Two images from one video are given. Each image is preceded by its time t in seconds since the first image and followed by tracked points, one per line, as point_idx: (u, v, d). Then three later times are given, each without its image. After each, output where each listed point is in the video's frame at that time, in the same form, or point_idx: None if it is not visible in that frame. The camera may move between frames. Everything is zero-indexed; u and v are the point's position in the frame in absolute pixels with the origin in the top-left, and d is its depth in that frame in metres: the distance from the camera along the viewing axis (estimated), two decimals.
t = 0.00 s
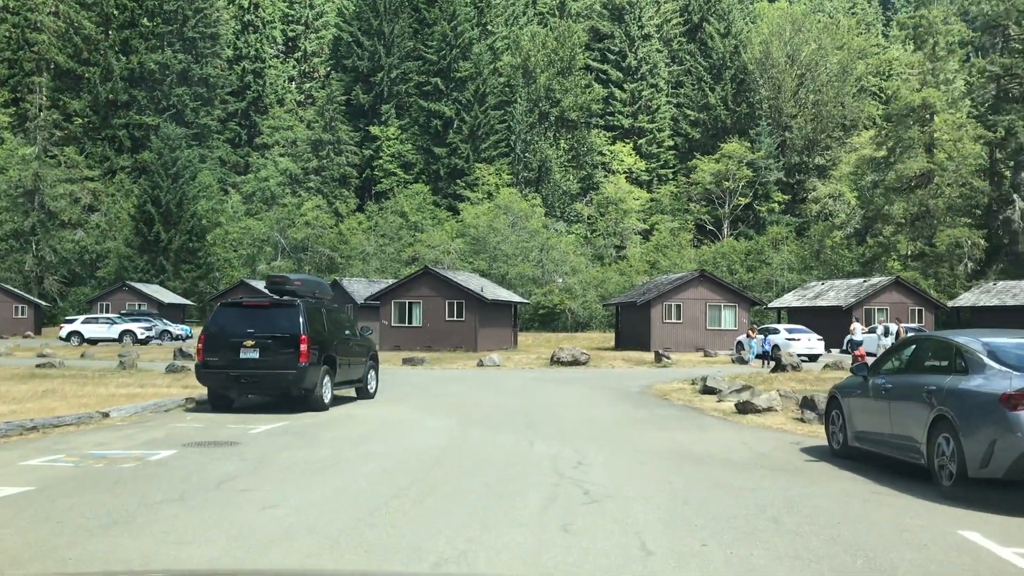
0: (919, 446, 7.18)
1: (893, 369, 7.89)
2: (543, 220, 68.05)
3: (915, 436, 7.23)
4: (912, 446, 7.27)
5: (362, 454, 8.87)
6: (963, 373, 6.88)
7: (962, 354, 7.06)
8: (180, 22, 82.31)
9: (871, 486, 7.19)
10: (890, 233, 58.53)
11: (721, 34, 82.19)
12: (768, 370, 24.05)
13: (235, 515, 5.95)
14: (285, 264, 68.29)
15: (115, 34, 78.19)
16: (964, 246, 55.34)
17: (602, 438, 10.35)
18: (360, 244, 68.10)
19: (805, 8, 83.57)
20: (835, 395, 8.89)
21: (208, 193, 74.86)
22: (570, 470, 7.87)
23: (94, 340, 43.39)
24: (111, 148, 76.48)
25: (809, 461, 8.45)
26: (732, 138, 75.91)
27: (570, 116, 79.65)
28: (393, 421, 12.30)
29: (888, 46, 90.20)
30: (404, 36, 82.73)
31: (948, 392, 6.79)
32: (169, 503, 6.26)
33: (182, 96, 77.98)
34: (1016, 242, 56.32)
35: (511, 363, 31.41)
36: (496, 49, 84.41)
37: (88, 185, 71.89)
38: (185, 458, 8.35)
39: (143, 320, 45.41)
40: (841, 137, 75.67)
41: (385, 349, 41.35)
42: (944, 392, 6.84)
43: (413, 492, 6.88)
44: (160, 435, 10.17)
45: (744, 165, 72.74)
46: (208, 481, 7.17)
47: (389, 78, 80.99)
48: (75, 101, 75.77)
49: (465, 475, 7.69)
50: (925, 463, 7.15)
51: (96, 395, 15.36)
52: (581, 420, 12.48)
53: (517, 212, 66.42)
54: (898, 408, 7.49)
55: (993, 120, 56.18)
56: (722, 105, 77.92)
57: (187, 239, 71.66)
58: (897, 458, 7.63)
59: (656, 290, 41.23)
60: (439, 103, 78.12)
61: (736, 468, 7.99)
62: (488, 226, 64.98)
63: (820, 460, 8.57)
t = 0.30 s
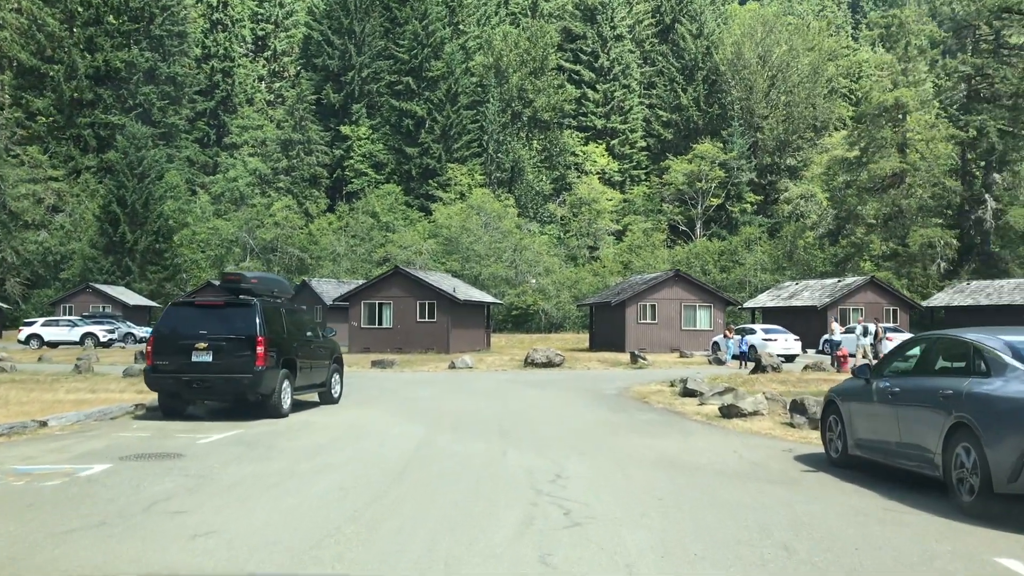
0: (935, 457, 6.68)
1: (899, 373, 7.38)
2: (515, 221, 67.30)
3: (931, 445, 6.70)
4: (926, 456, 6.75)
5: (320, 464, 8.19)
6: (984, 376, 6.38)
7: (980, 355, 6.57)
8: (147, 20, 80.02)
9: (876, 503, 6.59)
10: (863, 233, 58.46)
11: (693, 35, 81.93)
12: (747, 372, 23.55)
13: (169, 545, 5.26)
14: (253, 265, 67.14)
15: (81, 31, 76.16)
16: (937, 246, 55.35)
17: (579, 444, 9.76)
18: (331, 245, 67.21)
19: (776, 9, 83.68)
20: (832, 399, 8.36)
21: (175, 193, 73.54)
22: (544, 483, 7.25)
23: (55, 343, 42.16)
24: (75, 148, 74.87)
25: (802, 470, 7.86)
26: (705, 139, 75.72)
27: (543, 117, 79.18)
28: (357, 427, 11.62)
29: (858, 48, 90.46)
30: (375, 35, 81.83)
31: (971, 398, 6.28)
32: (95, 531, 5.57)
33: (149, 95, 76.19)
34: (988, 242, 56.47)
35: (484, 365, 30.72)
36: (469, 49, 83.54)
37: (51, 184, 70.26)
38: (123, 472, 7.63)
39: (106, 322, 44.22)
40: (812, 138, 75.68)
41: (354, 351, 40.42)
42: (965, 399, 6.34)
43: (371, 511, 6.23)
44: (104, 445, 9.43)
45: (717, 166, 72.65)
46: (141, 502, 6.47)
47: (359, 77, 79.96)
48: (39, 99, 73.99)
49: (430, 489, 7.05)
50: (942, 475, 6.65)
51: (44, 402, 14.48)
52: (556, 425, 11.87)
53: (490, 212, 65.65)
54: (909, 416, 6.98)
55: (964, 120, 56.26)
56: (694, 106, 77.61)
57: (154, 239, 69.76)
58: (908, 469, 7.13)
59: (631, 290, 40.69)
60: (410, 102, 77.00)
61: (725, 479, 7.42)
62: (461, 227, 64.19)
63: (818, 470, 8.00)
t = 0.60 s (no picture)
0: (970, 471, 5.95)
1: (924, 377, 6.64)
2: (495, 222, 66.35)
3: (967, 457, 5.95)
4: (961, 471, 6.00)
5: (279, 479, 7.26)
6: None
7: (1018, 356, 5.85)
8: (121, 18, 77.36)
9: (910, 528, 5.78)
10: (845, 234, 58.04)
11: (673, 35, 81.35)
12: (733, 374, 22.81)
13: None
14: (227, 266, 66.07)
15: (51, 28, 73.74)
16: (920, 246, 54.99)
17: (562, 456, 8.95)
18: (307, 246, 66.19)
19: (755, 10, 83.48)
20: (842, 405, 7.58)
21: (148, 193, 72.13)
22: (534, 503, 6.35)
23: (20, 347, 40.90)
24: (46, 147, 73.24)
25: (817, 485, 7.05)
26: (685, 141, 75.22)
27: (523, 117, 78.33)
28: (323, 436, 10.76)
29: (837, 49, 90.40)
30: (353, 34, 80.79)
31: (1013, 405, 5.58)
32: None
33: (122, 94, 74.32)
34: (969, 243, 56.26)
35: (463, 367, 29.82)
36: (448, 48, 82.42)
37: (20, 184, 68.61)
38: (49, 491, 6.69)
39: (73, 324, 42.92)
40: (791, 139, 75.33)
41: (329, 353, 39.33)
42: (1006, 407, 5.62)
43: (333, 541, 5.32)
44: (39, 458, 8.49)
45: (698, 167, 72.19)
46: (60, 530, 5.53)
47: (337, 77, 78.82)
48: (8, 97, 72.08)
49: (402, 510, 6.15)
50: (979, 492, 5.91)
51: None
52: (538, 433, 11.08)
53: (469, 213, 64.70)
54: (939, 424, 6.25)
55: (946, 120, 56.00)
56: (675, 106, 76.94)
57: (126, 241, 68.29)
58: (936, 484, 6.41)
59: (612, 290, 39.95)
60: (389, 102, 75.74)
61: (731, 497, 6.61)
62: (439, 228, 63.20)
63: (834, 484, 7.17)
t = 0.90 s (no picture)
0: (1019, 489, 5.48)
1: (955, 383, 6.27)
2: (477, 223, 65.69)
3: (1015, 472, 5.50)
4: (1006, 486, 5.55)
5: (233, 499, 6.57)
6: None
7: None
8: (98, 16, 75.32)
9: (943, 555, 5.16)
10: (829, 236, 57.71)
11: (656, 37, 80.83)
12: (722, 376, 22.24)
13: None
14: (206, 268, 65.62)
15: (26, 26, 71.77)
16: (905, 248, 54.74)
17: (548, 470, 8.30)
18: (286, 247, 65.27)
19: (738, 13, 83.30)
20: (859, 413, 7.23)
21: (125, 194, 70.95)
22: (516, 528, 5.68)
23: None
24: (20, 147, 71.93)
25: (831, 503, 6.43)
26: (668, 142, 74.81)
27: (505, 118, 77.78)
28: (294, 446, 10.08)
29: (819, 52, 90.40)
30: (334, 34, 80.00)
31: None
32: None
33: (99, 93, 72.72)
34: (953, 246, 56.16)
35: (444, 371, 29.09)
36: (430, 48, 81.52)
37: None
38: None
39: (45, 327, 41.91)
40: (773, 141, 75.11)
41: (307, 356, 38.45)
42: None
43: None
44: None
45: (681, 169, 71.82)
46: None
47: (318, 77, 77.93)
48: None
49: (366, 539, 5.46)
50: None
51: None
52: (520, 443, 10.44)
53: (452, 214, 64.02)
54: (980, 436, 5.82)
55: (930, 121, 55.83)
56: (658, 108, 76.40)
57: (102, 242, 67.06)
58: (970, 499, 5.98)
59: (597, 292, 39.36)
60: (370, 102, 74.93)
61: (740, 517, 5.99)
62: (421, 229, 62.46)
63: (851, 501, 6.52)
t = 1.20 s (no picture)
0: None
1: (1000, 391, 5.80)
2: (462, 225, 64.94)
3: None
4: None
5: (180, 521, 5.85)
6: None
7: None
8: (77, 15, 73.22)
9: None
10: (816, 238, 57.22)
11: (641, 38, 80.17)
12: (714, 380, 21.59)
13: None
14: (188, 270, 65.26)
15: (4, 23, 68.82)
16: (893, 250, 54.23)
17: (535, 482, 7.64)
18: (268, 248, 64.14)
19: (724, 14, 82.86)
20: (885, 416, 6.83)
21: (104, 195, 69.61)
22: (500, 557, 4.98)
23: None
24: None
25: (855, 521, 5.80)
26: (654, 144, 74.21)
27: (490, 119, 77.00)
28: (261, 458, 9.38)
29: (803, 55, 90.26)
30: (317, 34, 78.98)
31: None
32: None
33: (79, 93, 70.33)
34: (941, 247, 55.93)
35: (427, 374, 28.30)
36: (414, 48, 80.51)
37: None
38: None
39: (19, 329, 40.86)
40: (759, 143, 74.70)
41: (287, 360, 37.55)
42: None
43: None
44: None
45: (667, 170, 71.25)
46: None
47: (301, 77, 76.93)
48: None
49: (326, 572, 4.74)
50: None
51: None
52: (503, 453, 9.79)
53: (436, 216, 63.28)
54: None
55: (917, 121, 55.45)
56: (643, 110, 75.77)
57: (80, 244, 64.23)
58: (1021, 525, 5.49)
59: (583, 294, 38.71)
60: (353, 102, 73.96)
61: (757, 540, 5.35)
62: (405, 231, 61.59)
63: (879, 523, 5.84)
